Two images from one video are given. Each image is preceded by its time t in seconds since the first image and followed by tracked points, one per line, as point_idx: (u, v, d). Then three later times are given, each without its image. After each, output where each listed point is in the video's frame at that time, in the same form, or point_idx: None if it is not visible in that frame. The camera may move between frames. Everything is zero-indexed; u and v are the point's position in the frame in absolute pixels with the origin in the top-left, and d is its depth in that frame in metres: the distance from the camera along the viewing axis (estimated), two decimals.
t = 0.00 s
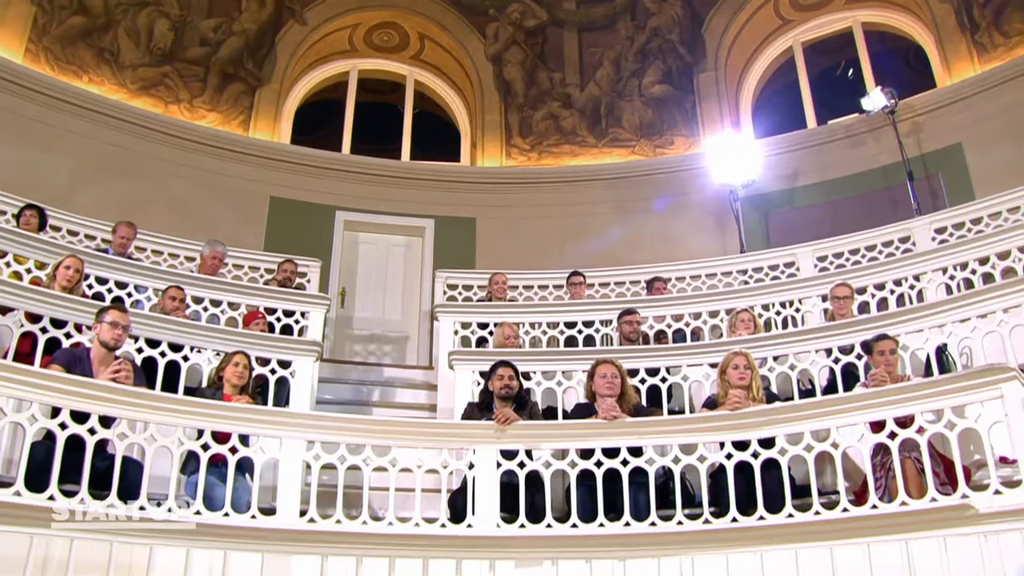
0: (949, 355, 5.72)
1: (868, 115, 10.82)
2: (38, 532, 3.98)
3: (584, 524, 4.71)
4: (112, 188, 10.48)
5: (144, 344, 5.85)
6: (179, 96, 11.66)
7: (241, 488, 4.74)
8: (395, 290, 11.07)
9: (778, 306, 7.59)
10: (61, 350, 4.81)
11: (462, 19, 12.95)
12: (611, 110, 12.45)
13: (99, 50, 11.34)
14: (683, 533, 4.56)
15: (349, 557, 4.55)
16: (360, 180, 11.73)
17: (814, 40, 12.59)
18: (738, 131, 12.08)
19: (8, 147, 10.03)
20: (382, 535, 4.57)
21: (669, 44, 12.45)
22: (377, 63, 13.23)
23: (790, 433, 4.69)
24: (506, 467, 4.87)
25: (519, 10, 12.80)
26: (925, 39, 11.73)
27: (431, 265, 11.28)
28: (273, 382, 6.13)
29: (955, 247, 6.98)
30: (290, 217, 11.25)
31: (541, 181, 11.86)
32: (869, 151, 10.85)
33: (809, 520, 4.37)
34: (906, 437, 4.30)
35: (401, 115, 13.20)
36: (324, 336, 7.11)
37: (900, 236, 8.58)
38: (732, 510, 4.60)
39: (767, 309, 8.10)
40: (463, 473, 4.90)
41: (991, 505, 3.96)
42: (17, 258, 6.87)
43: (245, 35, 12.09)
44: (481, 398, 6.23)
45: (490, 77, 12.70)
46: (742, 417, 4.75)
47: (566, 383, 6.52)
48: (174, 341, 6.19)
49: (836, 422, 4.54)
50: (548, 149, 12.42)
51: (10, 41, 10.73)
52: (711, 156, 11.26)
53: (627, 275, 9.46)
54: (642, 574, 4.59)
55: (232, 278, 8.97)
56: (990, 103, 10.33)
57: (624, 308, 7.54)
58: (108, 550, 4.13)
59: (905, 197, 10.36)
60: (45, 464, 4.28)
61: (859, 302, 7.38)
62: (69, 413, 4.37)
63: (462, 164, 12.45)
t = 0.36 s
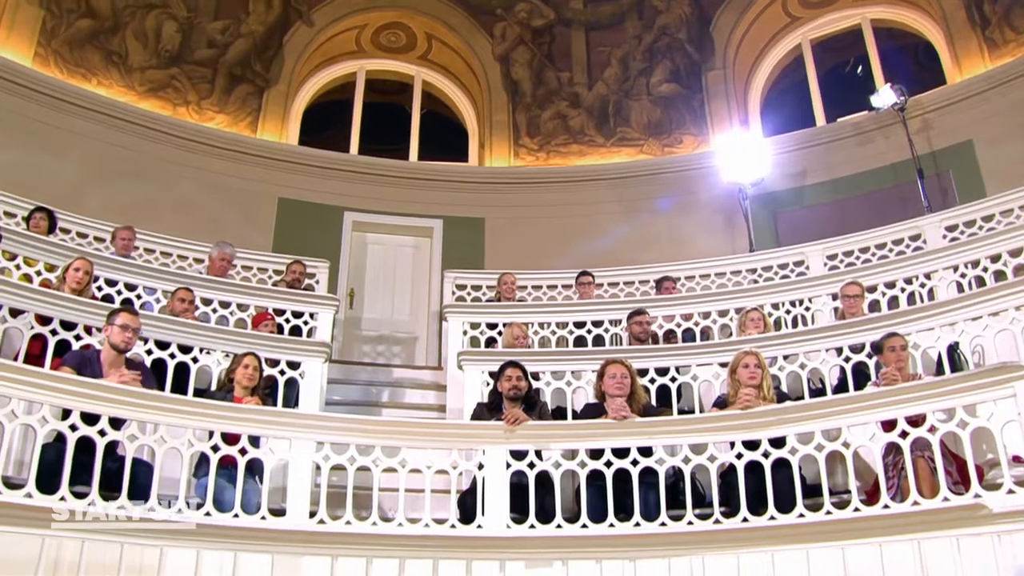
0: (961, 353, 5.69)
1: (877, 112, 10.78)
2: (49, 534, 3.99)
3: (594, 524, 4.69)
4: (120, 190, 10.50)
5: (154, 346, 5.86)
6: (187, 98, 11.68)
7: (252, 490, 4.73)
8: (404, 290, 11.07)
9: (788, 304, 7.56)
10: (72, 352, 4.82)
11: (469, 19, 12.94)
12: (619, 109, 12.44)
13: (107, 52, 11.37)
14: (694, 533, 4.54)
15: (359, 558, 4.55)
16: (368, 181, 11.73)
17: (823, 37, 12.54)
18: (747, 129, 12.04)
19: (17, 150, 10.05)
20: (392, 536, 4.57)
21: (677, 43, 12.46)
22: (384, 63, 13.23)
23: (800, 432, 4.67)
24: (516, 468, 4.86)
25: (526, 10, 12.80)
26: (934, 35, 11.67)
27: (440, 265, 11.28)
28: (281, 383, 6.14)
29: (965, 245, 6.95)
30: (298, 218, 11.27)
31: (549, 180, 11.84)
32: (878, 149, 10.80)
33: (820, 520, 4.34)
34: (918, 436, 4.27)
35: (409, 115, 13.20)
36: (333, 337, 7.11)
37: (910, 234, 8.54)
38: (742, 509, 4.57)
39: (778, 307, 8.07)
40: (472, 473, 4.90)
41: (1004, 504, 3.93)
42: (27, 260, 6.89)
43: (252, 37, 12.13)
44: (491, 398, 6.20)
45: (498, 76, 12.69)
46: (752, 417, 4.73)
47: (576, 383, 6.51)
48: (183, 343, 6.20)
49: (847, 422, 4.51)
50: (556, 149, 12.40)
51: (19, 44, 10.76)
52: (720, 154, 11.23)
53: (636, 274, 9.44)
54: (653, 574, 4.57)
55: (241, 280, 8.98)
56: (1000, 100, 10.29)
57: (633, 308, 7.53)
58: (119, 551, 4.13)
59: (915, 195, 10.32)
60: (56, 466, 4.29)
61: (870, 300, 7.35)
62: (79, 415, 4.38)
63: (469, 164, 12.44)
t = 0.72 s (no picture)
0: (981, 351, 5.64)
1: (893, 108, 10.72)
2: (68, 536, 4.01)
3: (611, 524, 4.67)
4: (135, 193, 10.55)
5: (170, 348, 5.88)
6: (200, 101, 11.73)
7: (268, 492, 4.73)
8: (418, 291, 11.08)
9: (805, 302, 7.53)
10: (90, 356, 4.85)
11: (482, 19, 12.92)
12: (633, 108, 12.42)
13: (121, 57, 11.43)
14: (712, 533, 4.52)
15: (376, 559, 4.56)
16: (382, 182, 11.75)
17: (837, 33, 12.48)
18: (762, 126, 11.99)
19: (33, 154, 10.11)
20: (409, 537, 4.56)
21: (690, 41, 12.44)
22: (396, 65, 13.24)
23: (817, 432, 4.64)
24: (532, 468, 4.85)
25: (538, 9, 12.79)
26: (950, 29, 11.59)
27: (454, 265, 11.28)
28: (298, 385, 6.13)
29: (983, 242, 6.89)
30: (313, 220, 11.29)
31: (562, 180, 11.82)
32: (895, 145, 10.73)
33: (836, 520, 4.32)
34: (938, 434, 4.24)
35: (422, 116, 13.20)
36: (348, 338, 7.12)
37: (927, 230, 8.48)
38: (760, 509, 4.54)
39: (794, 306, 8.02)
40: (489, 474, 4.89)
41: None
42: (44, 264, 6.92)
43: (265, 39, 12.17)
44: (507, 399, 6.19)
45: (511, 76, 12.68)
46: (769, 416, 4.71)
47: (591, 383, 6.49)
48: (201, 346, 6.23)
49: (865, 420, 4.48)
50: (570, 149, 12.38)
51: (35, 49, 10.83)
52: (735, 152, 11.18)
53: (651, 273, 9.42)
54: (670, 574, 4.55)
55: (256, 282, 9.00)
56: (1018, 94, 10.20)
57: (647, 308, 7.50)
58: (137, 554, 4.16)
59: (933, 191, 10.26)
60: (74, 468, 4.31)
61: (887, 298, 7.30)
62: (97, 418, 4.40)
63: (483, 164, 12.43)
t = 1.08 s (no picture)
0: (1011, 347, 5.56)
1: (917, 103, 10.62)
2: (97, 539, 4.07)
3: (637, 525, 4.65)
4: (158, 198, 10.62)
5: (194, 353, 5.91)
6: (222, 106, 11.79)
7: (294, 494, 4.75)
8: (441, 293, 11.08)
9: (829, 300, 7.47)
10: (116, 361, 4.88)
11: (500, 20, 12.92)
12: (653, 107, 12.37)
13: (143, 64, 11.51)
14: (740, 534, 4.49)
15: (402, 560, 4.56)
16: (402, 184, 11.77)
17: (859, 28, 12.38)
18: (784, 123, 11.91)
19: (57, 162, 10.21)
20: (434, 539, 4.56)
21: (710, 38, 12.39)
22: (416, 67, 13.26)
23: (844, 430, 4.60)
24: (557, 470, 4.83)
25: (558, 9, 12.77)
26: (975, 21, 11.47)
27: (475, 266, 11.28)
28: (321, 387, 6.15)
29: (1011, 236, 6.80)
30: (334, 223, 11.33)
31: (583, 180, 11.79)
32: (920, 139, 10.62)
33: (864, 519, 4.28)
34: (967, 432, 4.18)
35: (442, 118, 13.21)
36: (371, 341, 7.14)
37: (954, 226, 8.38)
38: (786, 509, 4.51)
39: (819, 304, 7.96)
40: (513, 476, 4.88)
41: None
42: (69, 270, 6.97)
43: (284, 44, 12.22)
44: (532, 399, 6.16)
45: (531, 76, 12.67)
46: (795, 415, 4.67)
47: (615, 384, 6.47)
48: (225, 350, 6.25)
49: (892, 419, 4.43)
50: (590, 149, 12.35)
51: (59, 58, 10.93)
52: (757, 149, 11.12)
53: (674, 272, 9.38)
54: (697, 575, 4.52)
55: (279, 285, 9.03)
56: None
57: (670, 307, 7.46)
58: (164, 557, 4.22)
59: (958, 185, 10.15)
60: (102, 473, 4.33)
61: (913, 294, 7.22)
62: (123, 422, 4.44)
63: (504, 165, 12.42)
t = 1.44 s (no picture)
0: None
1: (948, 94, 10.49)
2: (134, 543, 4.13)
3: (670, 525, 4.61)
4: (188, 204, 10.70)
5: (226, 357, 5.94)
6: (249, 111, 11.87)
7: (326, 497, 4.76)
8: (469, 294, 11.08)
9: (862, 296, 7.39)
10: (148, 366, 4.90)
11: (524, 19, 12.91)
12: (680, 103, 12.31)
13: (171, 71, 11.61)
14: (774, 533, 4.45)
15: (435, 562, 4.56)
16: (429, 186, 11.79)
17: (888, 19, 12.22)
18: (812, 118, 11.81)
19: (88, 170, 10.33)
20: (466, 540, 4.56)
21: (736, 33, 12.34)
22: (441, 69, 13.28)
23: (879, 427, 4.55)
24: (589, 470, 4.81)
25: (582, 8, 12.74)
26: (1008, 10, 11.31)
27: (503, 267, 11.27)
28: (352, 390, 6.17)
29: None
30: (362, 226, 11.37)
31: (609, 178, 11.74)
32: (951, 130, 10.49)
33: (900, 518, 4.23)
34: (1008, 427, 4.17)
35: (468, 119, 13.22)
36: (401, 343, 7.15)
37: (988, 219, 8.27)
38: (821, 507, 4.46)
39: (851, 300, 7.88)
40: (545, 476, 4.87)
41: None
42: (101, 277, 7.04)
43: (310, 49, 12.28)
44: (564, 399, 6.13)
45: (556, 75, 12.65)
46: (830, 412, 4.63)
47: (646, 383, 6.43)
48: (253, 354, 6.22)
49: (927, 415, 4.38)
50: (617, 147, 12.31)
51: (89, 68, 11.05)
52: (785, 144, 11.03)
53: (703, 270, 9.32)
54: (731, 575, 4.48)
55: (308, 289, 9.07)
56: None
57: (700, 306, 7.42)
58: (200, 561, 4.27)
59: (992, 176, 10.00)
60: (137, 478, 4.37)
61: (948, 289, 7.12)
62: (157, 427, 4.49)
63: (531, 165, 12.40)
